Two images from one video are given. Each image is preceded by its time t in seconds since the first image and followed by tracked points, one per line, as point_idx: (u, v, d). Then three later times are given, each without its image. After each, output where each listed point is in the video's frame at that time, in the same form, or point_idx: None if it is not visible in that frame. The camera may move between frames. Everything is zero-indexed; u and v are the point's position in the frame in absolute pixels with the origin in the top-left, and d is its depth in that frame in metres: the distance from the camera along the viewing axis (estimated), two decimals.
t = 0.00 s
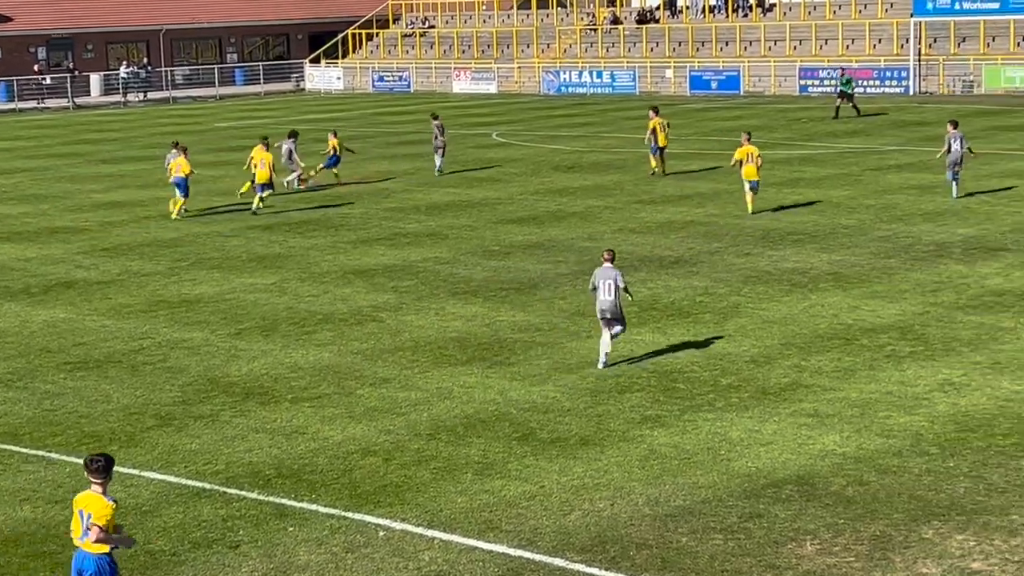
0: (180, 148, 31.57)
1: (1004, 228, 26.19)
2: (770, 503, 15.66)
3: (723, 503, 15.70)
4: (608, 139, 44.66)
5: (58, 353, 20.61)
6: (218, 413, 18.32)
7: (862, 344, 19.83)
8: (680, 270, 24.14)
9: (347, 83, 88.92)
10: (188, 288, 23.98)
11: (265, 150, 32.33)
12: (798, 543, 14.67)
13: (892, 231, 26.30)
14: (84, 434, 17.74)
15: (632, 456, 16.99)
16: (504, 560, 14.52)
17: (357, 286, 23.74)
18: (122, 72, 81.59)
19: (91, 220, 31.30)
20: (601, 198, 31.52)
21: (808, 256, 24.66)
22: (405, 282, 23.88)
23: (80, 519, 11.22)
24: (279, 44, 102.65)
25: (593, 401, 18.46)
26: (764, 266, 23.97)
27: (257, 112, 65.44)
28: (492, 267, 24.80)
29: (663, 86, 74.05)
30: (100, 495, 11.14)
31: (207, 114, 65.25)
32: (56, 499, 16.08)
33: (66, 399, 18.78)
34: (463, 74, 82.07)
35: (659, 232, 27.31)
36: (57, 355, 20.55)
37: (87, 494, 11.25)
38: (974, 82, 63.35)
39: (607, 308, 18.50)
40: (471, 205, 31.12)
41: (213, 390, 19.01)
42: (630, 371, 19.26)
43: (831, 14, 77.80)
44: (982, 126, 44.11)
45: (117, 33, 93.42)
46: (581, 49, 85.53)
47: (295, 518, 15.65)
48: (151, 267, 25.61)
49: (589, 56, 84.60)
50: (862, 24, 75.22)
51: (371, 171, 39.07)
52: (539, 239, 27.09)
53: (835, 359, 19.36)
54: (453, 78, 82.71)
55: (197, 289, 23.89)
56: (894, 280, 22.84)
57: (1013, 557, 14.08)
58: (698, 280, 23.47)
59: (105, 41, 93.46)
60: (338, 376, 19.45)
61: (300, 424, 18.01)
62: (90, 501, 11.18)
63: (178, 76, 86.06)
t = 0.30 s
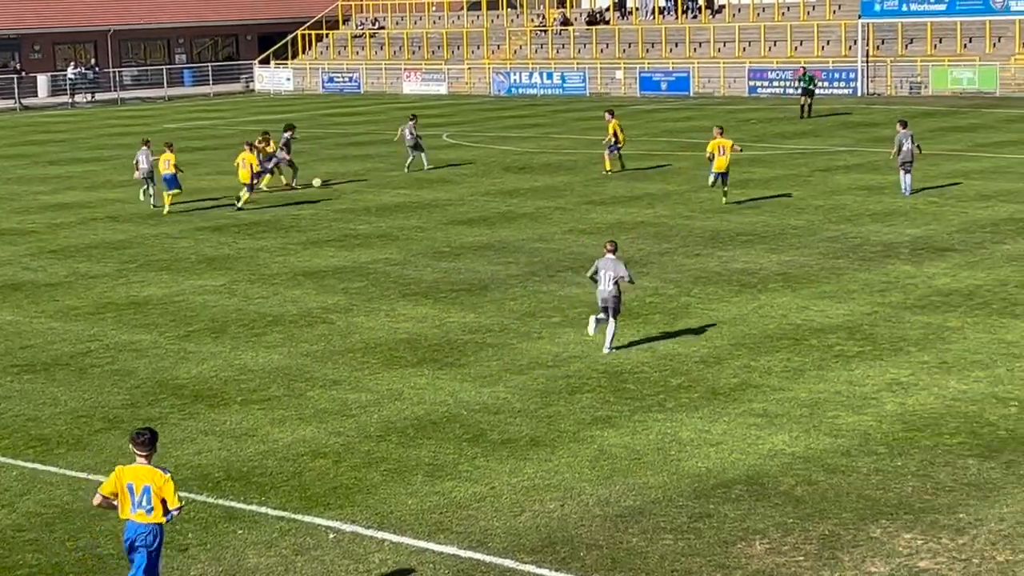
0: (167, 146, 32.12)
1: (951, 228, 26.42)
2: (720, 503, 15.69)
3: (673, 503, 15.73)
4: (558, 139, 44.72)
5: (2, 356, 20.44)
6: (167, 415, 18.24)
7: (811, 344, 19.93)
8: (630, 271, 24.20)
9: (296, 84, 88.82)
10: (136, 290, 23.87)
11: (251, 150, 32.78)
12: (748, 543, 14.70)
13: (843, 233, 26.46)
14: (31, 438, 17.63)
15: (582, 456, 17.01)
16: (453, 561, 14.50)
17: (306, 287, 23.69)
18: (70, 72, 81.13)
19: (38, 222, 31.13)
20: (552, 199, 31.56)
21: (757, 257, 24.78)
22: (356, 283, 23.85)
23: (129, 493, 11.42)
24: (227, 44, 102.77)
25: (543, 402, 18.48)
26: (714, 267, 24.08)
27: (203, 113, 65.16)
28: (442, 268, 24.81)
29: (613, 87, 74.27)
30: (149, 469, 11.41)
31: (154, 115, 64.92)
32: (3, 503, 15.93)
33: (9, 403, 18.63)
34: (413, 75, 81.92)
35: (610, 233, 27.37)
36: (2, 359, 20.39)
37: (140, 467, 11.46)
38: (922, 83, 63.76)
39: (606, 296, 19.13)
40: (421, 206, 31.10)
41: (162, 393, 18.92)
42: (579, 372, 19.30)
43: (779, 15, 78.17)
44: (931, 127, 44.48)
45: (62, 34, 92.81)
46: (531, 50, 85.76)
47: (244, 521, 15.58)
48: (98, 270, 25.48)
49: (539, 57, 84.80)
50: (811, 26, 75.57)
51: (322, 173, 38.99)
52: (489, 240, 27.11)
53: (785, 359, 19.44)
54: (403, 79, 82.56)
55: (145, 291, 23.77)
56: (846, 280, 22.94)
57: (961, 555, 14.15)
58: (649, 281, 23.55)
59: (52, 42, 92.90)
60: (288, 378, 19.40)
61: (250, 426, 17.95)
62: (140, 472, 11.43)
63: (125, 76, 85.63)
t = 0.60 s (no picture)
0: (155, 147, 32.93)
1: (901, 231, 26.59)
2: (672, 504, 15.70)
3: (625, 506, 15.72)
4: (511, 142, 44.72)
5: None
6: (117, 419, 18.14)
7: (763, 346, 20.02)
8: (582, 274, 24.23)
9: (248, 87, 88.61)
10: (85, 293, 23.73)
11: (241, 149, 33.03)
12: (699, 545, 14.69)
13: (795, 235, 26.58)
14: None
15: (535, 459, 17.01)
16: (405, 565, 14.44)
17: (258, 290, 23.61)
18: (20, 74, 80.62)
19: None
20: (504, 202, 31.57)
21: (709, 260, 24.87)
22: (308, 287, 23.78)
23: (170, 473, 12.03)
24: (177, 47, 102.08)
25: (496, 405, 18.48)
26: (667, 270, 24.16)
27: (152, 116, 64.83)
28: (395, 271, 24.78)
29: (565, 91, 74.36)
30: (186, 454, 11.93)
31: (105, 117, 64.56)
32: None
33: None
34: (366, 78, 81.92)
35: (562, 236, 27.43)
36: None
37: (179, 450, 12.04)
38: (872, 86, 64.43)
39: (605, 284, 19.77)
40: (373, 209, 31.06)
41: (112, 397, 18.81)
42: (532, 374, 19.32)
43: (730, 19, 78.61)
44: (883, 129, 44.77)
45: (14, 36, 92.24)
46: (482, 53, 85.86)
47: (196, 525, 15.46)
48: (47, 273, 25.31)
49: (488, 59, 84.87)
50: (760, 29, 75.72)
51: (274, 178, 38.85)
52: (442, 243, 27.10)
53: (736, 361, 19.50)
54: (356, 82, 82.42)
55: (95, 294, 23.64)
56: (798, 283, 23.04)
57: (912, 554, 14.19)
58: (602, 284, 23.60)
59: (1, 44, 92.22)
60: (239, 382, 19.31)
61: (201, 430, 17.86)
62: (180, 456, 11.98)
63: (75, 79, 85.20)
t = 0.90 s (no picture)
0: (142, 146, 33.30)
1: (857, 235, 26.67)
2: (627, 509, 15.62)
3: (581, 511, 15.62)
4: (467, 146, 44.65)
5: None
6: (69, 425, 17.98)
7: (718, 351, 20.03)
8: (537, 279, 24.19)
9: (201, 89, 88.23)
10: (37, 298, 23.56)
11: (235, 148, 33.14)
12: (655, 550, 14.60)
13: (752, 240, 26.63)
14: None
15: (491, 464, 16.93)
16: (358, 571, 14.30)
17: (211, 295, 23.48)
18: None
19: None
20: (459, 206, 31.51)
21: (666, 265, 24.88)
22: (261, 291, 23.67)
23: (214, 455, 12.27)
24: (130, 50, 101.44)
25: (451, 410, 18.40)
26: (623, 273, 24.17)
27: (103, 120, 64.48)
28: (351, 275, 24.69)
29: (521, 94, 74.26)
30: (232, 435, 12.26)
31: (63, 120, 64.24)
32: None
33: None
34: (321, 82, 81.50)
35: (518, 240, 27.39)
36: None
37: (222, 434, 12.34)
38: (827, 91, 64.38)
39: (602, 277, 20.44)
40: (328, 214, 30.94)
41: (63, 404, 18.64)
42: (487, 380, 19.25)
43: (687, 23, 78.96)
44: (839, 134, 44.93)
45: None
46: (439, 56, 86.10)
47: (150, 531, 15.27)
48: None
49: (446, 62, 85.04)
50: (718, 33, 75.94)
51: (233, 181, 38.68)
52: (397, 247, 27.02)
53: (692, 366, 19.50)
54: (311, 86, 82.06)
55: (46, 300, 23.46)
56: (754, 288, 23.06)
57: (867, 559, 14.14)
58: (558, 289, 23.56)
59: None
60: (192, 388, 19.15)
61: (154, 436, 17.71)
62: (224, 439, 12.29)
63: (26, 82, 84.77)
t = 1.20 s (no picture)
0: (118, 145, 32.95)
1: (827, 242, 26.12)
2: (589, 526, 14.94)
3: (542, 528, 14.94)
4: (426, 150, 43.96)
5: None
6: (6, 441, 17.22)
7: (685, 362, 19.42)
8: (496, 287, 23.53)
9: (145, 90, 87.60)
10: None
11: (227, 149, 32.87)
12: (620, 568, 13.90)
13: (717, 247, 26.03)
14: None
15: (449, 480, 16.24)
16: None
17: (157, 304, 22.73)
18: None
19: None
20: (416, 211, 30.82)
21: (630, 272, 24.27)
22: (209, 300, 22.94)
23: (240, 453, 12.21)
24: (72, 48, 101.26)
25: (407, 424, 17.71)
26: (585, 283, 23.54)
27: (50, 120, 63.55)
28: (303, 284, 23.98)
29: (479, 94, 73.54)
30: (258, 431, 12.19)
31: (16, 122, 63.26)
32: None
33: None
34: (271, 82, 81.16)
35: (476, 247, 26.72)
36: None
37: (249, 430, 12.25)
38: (796, 92, 64.03)
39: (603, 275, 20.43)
40: (280, 219, 30.21)
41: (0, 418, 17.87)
42: (444, 392, 18.57)
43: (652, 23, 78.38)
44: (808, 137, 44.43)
45: None
46: (395, 55, 85.49)
47: (91, 550, 14.47)
48: None
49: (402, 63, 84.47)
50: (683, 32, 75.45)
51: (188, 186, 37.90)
52: (351, 254, 26.32)
53: (657, 377, 18.88)
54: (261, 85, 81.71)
55: None
56: (721, 296, 22.45)
57: None
58: (518, 297, 22.90)
59: None
60: (137, 401, 18.40)
61: (96, 451, 16.96)
62: (251, 435, 12.22)
63: None
